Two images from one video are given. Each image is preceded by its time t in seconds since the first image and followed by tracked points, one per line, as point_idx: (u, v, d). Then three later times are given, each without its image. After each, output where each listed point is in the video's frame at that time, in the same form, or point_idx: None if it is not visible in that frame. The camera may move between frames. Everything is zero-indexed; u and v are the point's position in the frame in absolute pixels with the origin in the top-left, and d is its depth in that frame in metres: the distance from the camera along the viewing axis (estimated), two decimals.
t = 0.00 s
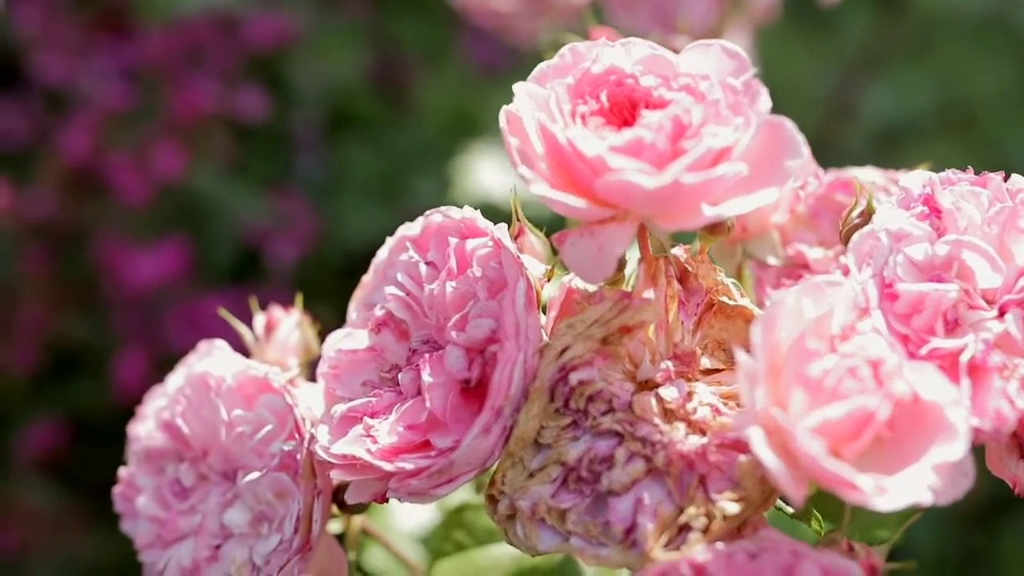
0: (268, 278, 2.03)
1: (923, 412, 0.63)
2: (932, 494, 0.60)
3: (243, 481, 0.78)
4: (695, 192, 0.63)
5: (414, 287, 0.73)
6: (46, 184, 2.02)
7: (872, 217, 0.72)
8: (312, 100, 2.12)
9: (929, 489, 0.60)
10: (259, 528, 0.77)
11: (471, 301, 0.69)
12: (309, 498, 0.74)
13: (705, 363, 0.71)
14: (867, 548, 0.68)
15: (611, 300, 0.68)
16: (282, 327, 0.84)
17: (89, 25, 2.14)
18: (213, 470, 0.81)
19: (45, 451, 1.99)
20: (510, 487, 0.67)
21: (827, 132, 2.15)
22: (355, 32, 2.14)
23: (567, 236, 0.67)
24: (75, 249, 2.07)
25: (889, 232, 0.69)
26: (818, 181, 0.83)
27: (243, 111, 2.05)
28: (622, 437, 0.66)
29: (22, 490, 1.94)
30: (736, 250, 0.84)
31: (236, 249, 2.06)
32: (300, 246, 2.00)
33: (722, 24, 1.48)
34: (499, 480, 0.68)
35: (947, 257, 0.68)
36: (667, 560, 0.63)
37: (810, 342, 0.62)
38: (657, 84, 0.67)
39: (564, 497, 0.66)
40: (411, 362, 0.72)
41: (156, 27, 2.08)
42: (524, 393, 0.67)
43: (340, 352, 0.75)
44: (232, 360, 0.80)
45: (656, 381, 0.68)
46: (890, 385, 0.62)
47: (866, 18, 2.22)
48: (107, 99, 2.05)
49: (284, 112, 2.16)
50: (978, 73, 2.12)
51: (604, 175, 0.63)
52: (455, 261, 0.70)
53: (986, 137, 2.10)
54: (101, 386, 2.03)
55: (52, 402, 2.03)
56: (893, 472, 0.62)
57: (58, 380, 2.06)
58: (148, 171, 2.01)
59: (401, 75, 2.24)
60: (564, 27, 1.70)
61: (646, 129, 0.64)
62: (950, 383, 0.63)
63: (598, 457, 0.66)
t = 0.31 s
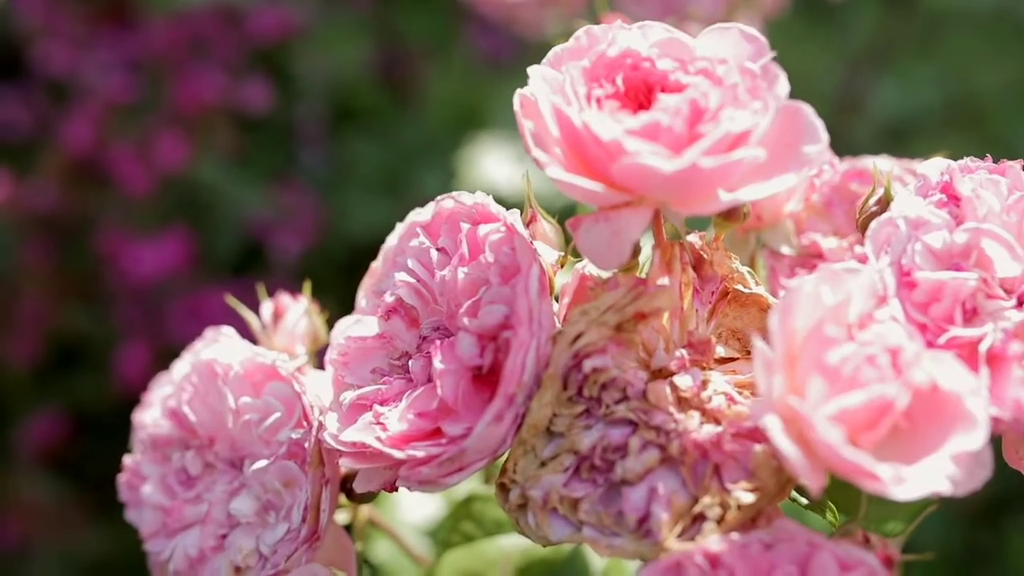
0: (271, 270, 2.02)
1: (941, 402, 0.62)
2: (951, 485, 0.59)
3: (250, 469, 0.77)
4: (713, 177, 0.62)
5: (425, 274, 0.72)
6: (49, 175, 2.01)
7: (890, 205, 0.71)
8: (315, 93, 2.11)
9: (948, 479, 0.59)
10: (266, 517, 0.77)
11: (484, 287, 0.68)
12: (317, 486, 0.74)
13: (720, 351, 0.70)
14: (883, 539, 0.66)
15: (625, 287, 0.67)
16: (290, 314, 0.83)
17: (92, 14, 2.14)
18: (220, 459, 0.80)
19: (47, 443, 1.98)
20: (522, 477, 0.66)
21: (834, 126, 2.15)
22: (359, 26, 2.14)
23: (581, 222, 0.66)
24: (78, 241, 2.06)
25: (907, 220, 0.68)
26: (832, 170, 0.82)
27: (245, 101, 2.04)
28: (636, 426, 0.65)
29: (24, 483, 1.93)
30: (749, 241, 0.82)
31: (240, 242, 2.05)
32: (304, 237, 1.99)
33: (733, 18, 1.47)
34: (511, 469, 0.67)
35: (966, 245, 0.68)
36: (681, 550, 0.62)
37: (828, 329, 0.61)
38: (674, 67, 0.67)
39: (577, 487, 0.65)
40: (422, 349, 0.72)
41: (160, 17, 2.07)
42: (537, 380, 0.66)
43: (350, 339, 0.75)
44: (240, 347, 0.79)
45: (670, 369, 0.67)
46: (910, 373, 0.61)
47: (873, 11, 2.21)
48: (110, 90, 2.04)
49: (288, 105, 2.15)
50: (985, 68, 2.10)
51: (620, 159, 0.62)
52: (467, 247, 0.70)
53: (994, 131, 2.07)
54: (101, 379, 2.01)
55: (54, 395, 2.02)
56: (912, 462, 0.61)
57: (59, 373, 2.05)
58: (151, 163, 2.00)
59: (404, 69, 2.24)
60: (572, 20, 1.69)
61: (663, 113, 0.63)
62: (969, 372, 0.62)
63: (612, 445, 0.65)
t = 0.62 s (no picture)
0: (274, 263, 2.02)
1: (961, 393, 0.61)
2: (971, 476, 0.58)
3: (257, 459, 0.76)
4: (730, 163, 0.61)
5: (436, 262, 0.72)
6: (50, 167, 2.00)
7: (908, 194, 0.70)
8: (319, 84, 2.10)
9: (968, 470, 0.58)
10: (273, 508, 0.76)
11: (496, 274, 0.67)
12: (326, 477, 0.73)
13: (735, 342, 0.69)
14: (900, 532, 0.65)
15: (640, 275, 0.66)
16: (298, 302, 0.83)
17: (94, 5, 2.11)
18: (226, 449, 0.79)
19: (49, 435, 1.97)
20: (534, 467, 0.65)
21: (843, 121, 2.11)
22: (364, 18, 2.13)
23: (596, 209, 0.65)
24: (80, 232, 2.05)
25: (926, 209, 0.68)
26: (847, 159, 0.80)
27: (248, 94, 2.04)
28: (651, 416, 0.65)
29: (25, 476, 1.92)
30: (762, 231, 0.81)
31: (243, 234, 2.04)
32: (305, 230, 1.98)
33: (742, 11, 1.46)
34: (523, 458, 0.66)
35: (985, 235, 0.67)
36: (695, 542, 0.61)
37: (848, 317, 0.61)
38: (691, 53, 0.66)
39: (590, 477, 0.64)
40: (433, 338, 0.71)
41: (161, 9, 2.04)
42: (550, 369, 0.65)
43: (359, 327, 0.74)
44: (248, 335, 0.78)
45: (685, 359, 0.66)
46: (930, 363, 0.60)
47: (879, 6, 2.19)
48: (111, 80, 2.01)
49: (292, 98, 2.14)
50: (987, 67, 2.11)
51: (636, 144, 0.61)
52: (479, 235, 0.69)
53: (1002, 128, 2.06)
54: (104, 373, 2.01)
55: (56, 387, 2.01)
56: (932, 454, 0.60)
57: (61, 367, 2.04)
58: (152, 154, 1.98)
59: (409, 61, 2.24)
60: (578, 12, 1.68)
61: (681, 98, 0.62)
62: (989, 362, 0.61)
63: (626, 435, 0.64)
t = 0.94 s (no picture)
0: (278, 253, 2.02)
1: (985, 384, 0.60)
2: (996, 469, 0.58)
3: (267, 449, 0.75)
4: (752, 151, 0.60)
5: (450, 250, 0.71)
6: (53, 155, 1.97)
7: (931, 183, 0.69)
8: (323, 76, 2.11)
9: (992, 463, 0.58)
10: (283, 499, 0.75)
11: (513, 263, 0.66)
12: (337, 468, 0.72)
13: (753, 333, 0.68)
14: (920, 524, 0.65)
15: (658, 265, 0.65)
16: (308, 291, 0.82)
17: None
18: (236, 439, 0.78)
19: (52, 426, 1.96)
20: (549, 458, 0.64)
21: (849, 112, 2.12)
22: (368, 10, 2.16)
23: (614, 197, 0.64)
24: (83, 222, 2.02)
25: (948, 199, 0.66)
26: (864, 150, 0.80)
27: (252, 83, 2.04)
28: (669, 407, 0.64)
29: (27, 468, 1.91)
30: (779, 221, 0.81)
31: (246, 226, 2.04)
32: (311, 222, 1.99)
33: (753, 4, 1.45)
34: (539, 449, 0.65)
35: (1009, 226, 0.66)
36: (714, 535, 0.60)
37: (872, 308, 0.60)
38: (712, 39, 0.65)
39: (606, 469, 0.64)
40: (446, 328, 0.70)
41: None
42: (567, 359, 0.64)
43: (372, 316, 0.73)
44: (258, 324, 0.77)
45: (703, 350, 0.65)
46: (953, 355, 0.59)
47: None
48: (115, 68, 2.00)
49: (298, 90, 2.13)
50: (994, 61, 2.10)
51: (657, 131, 0.60)
52: (495, 223, 0.68)
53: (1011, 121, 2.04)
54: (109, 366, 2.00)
55: (58, 377, 2.00)
56: (956, 446, 0.59)
57: (64, 358, 2.03)
58: (158, 143, 1.98)
59: (414, 52, 2.25)
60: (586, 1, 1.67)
61: (702, 84, 0.61)
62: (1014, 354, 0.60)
63: (644, 427, 0.63)
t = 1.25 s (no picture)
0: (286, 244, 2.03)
1: (1008, 379, 0.60)
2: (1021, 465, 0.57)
3: (279, 441, 0.74)
4: (775, 142, 0.59)
5: (465, 241, 0.70)
6: (59, 142, 1.96)
7: (953, 176, 0.68)
8: (329, 67, 2.10)
9: (1018, 459, 0.57)
10: (294, 492, 0.74)
11: (530, 255, 0.65)
12: (349, 460, 0.71)
13: (772, 326, 0.68)
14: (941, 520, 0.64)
15: (678, 257, 0.64)
16: (320, 282, 0.82)
17: None
18: (247, 431, 0.78)
19: (56, 415, 1.96)
20: (567, 452, 0.64)
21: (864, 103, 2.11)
22: None
23: (633, 188, 0.63)
24: (88, 211, 2.02)
25: (971, 192, 0.66)
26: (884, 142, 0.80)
27: (260, 72, 2.03)
28: (687, 401, 0.63)
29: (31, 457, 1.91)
30: (796, 214, 0.81)
31: (254, 215, 2.06)
32: (319, 212, 2.00)
33: None
34: (555, 443, 0.64)
35: None
36: (734, 531, 0.60)
37: (895, 302, 0.59)
38: (733, 28, 0.64)
39: (624, 463, 0.63)
40: (461, 320, 0.70)
41: None
42: (585, 351, 0.63)
43: (386, 308, 0.73)
44: (270, 315, 0.76)
45: (722, 343, 0.64)
46: (978, 350, 0.58)
47: None
48: (123, 56, 1.99)
49: (304, 78, 2.15)
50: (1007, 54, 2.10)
51: (678, 122, 0.59)
52: (512, 214, 0.67)
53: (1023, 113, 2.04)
54: (114, 355, 2.00)
55: (62, 367, 1.99)
56: (980, 442, 0.58)
57: (69, 347, 2.03)
58: (166, 131, 1.97)
59: (422, 43, 2.25)
60: None
61: (723, 74, 0.60)
62: None
63: (663, 421, 0.63)
